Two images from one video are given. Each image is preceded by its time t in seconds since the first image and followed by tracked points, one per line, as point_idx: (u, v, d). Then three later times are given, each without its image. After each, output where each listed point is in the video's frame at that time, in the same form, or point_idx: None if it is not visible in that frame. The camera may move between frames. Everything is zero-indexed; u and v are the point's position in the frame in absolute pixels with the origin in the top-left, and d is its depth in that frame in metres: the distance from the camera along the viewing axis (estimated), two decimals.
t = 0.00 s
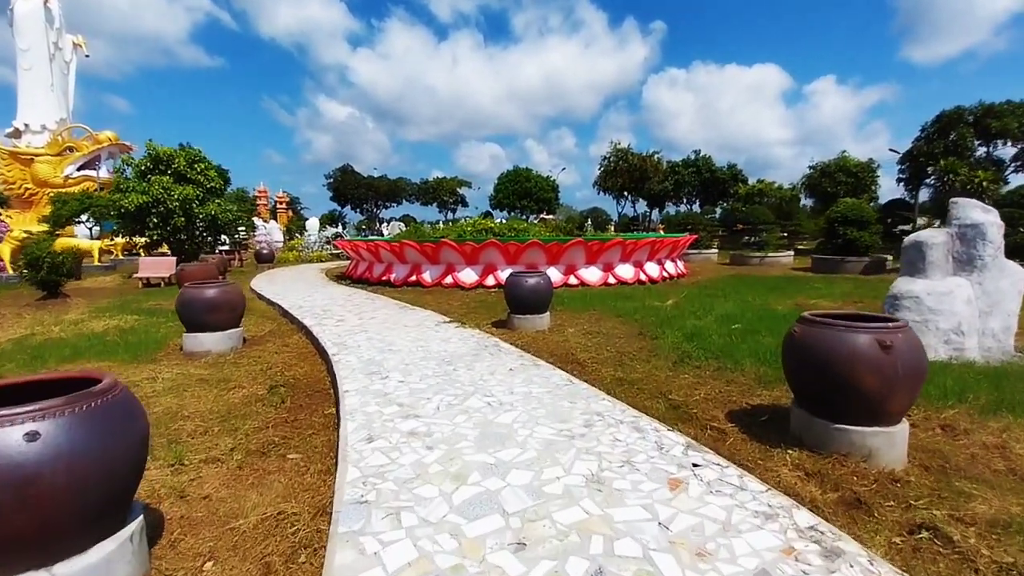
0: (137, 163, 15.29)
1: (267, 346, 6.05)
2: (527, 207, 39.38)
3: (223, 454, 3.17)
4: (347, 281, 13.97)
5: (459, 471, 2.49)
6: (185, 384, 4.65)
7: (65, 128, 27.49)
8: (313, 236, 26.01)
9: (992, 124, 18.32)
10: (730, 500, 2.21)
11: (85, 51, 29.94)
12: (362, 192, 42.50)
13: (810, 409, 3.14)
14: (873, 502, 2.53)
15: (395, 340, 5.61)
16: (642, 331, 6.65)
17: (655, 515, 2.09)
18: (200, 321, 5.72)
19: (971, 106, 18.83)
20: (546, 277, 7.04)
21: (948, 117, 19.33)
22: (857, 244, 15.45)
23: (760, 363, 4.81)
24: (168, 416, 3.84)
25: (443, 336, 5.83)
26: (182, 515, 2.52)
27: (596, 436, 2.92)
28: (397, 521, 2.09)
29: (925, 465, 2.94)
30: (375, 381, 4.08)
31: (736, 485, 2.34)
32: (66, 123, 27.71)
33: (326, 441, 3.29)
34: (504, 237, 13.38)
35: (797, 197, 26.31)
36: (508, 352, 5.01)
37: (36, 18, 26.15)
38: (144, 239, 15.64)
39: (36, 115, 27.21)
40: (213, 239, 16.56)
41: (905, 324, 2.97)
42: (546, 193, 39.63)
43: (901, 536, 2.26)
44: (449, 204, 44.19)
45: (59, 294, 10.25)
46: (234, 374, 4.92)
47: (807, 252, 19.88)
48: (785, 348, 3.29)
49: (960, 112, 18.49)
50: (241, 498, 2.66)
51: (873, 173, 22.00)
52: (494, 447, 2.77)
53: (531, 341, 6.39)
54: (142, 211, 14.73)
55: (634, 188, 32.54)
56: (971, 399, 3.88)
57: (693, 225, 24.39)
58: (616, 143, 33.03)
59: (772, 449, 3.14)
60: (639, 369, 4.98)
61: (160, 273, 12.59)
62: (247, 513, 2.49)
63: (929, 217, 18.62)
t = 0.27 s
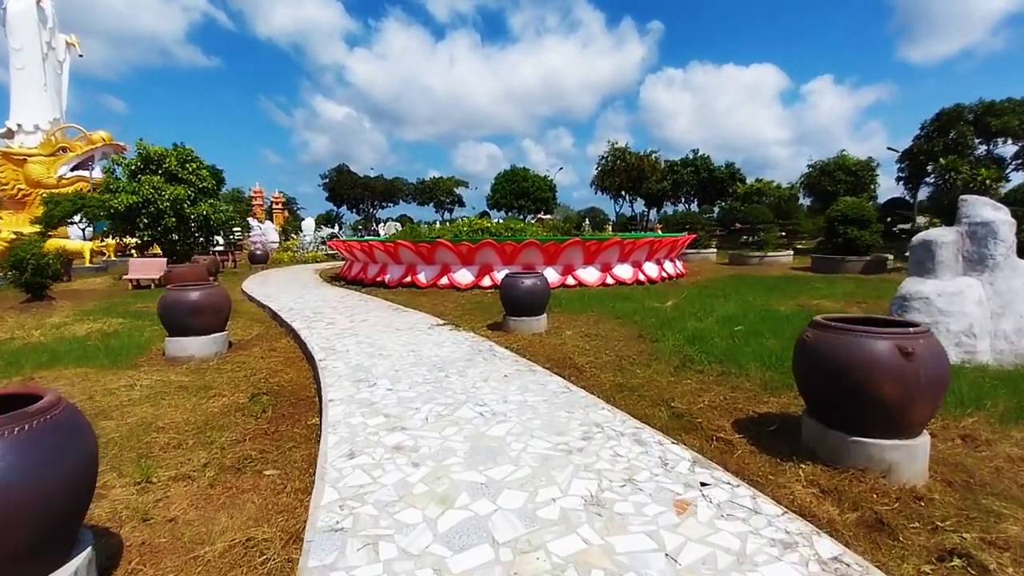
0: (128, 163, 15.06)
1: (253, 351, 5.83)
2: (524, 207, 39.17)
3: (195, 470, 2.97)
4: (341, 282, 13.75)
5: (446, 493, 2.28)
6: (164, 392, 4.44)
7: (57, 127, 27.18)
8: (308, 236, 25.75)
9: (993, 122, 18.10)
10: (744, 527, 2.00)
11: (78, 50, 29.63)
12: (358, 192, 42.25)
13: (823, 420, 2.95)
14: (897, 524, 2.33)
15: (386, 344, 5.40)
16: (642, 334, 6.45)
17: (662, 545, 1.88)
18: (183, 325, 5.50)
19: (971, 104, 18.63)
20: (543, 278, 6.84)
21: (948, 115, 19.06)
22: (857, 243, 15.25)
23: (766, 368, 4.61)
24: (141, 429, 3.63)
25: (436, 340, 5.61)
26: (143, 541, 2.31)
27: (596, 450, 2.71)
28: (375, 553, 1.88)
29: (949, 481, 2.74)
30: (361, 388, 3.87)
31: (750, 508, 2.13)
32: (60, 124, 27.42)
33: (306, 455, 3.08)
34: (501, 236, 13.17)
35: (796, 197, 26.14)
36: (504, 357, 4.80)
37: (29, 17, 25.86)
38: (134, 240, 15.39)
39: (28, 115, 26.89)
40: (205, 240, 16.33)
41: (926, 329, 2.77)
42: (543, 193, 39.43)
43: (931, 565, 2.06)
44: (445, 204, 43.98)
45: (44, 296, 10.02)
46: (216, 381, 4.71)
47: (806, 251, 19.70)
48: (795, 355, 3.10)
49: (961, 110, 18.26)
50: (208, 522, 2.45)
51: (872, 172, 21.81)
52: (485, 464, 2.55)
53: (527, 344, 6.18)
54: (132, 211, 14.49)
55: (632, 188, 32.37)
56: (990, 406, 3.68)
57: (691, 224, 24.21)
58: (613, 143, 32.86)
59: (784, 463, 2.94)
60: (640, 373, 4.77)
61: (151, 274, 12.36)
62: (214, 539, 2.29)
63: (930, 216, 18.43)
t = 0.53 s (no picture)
0: (119, 162, 14.84)
1: (238, 356, 5.62)
2: (522, 206, 38.92)
3: (162, 492, 2.75)
4: (336, 283, 13.51)
5: (431, 523, 2.05)
6: (139, 402, 4.23)
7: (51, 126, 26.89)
8: (304, 236, 25.49)
9: (994, 121, 17.87)
10: (765, 566, 1.78)
11: (72, 49, 29.31)
12: (355, 192, 41.99)
13: (841, 436, 2.73)
14: (930, 556, 2.12)
15: (376, 349, 5.17)
16: (643, 338, 6.23)
17: None
18: (164, 329, 5.28)
19: (973, 103, 18.42)
20: (540, 280, 6.62)
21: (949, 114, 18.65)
22: (859, 243, 15.03)
23: (774, 375, 4.40)
24: (111, 443, 3.41)
25: (429, 345, 5.39)
26: None
27: (597, 471, 2.49)
28: None
29: (980, 505, 2.53)
30: (346, 398, 3.64)
31: (771, 542, 1.91)
32: (54, 123, 27.11)
33: (284, 474, 2.85)
34: (498, 236, 12.94)
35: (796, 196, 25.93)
36: (499, 363, 4.58)
37: (22, 16, 25.56)
38: (126, 240, 15.14)
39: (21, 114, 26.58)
40: (198, 240, 16.10)
41: (955, 339, 2.56)
42: (541, 192, 39.18)
43: None
44: (443, 204, 43.72)
45: (29, 298, 9.78)
46: (196, 389, 4.49)
47: (807, 251, 19.49)
48: (811, 364, 2.88)
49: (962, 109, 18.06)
50: (169, 553, 2.23)
51: (873, 171, 21.62)
52: (476, 487, 2.33)
53: (524, 348, 5.96)
54: (123, 211, 14.25)
55: (630, 188, 32.16)
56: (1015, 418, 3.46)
57: (690, 224, 23.99)
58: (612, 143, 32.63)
59: (800, 483, 2.72)
60: (642, 381, 4.56)
61: (141, 275, 12.11)
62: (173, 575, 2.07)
63: (931, 216, 18.23)
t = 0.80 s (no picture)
0: (111, 162, 14.64)
1: (228, 362, 5.43)
2: (520, 207, 38.73)
3: (136, 516, 2.56)
4: (331, 284, 13.28)
5: (426, 560, 1.85)
6: (120, 412, 4.03)
7: (44, 126, 26.54)
8: (299, 236, 25.24)
9: (996, 121, 17.71)
10: None
11: (67, 48, 28.95)
12: (352, 192, 41.77)
13: (868, 454, 2.56)
14: None
15: (370, 355, 4.96)
16: (646, 343, 6.05)
17: None
18: (149, 334, 5.07)
19: (974, 103, 18.28)
20: (540, 282, 6.42)
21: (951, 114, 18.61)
22: (861, 244, 14.86)
23: (786, 384, 4.22)
24: (86, 459, 3.22)
25: (425, 350, 5.18)
26: None
27: (607, 495, 2.29)
28: None
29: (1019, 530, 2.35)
30: (338, 410, 3.44)
31: None
32: (47, 122, 26.77)
33: (268, 495, 2.65)
34: (496, 237, 12.75)
35: (795, 196, 25.79)
36: (499, 371, 4.38)
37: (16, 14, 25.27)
38: (117, 240, 14.91)
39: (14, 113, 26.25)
40: (191, 240, 15.87)
41: (993, 350, 2.37)
42: (539, 193, 39.00)
43: None
44: (440, 204, 43.55)
45: (16, 299, 9.55)
46: (181, 399, 4.30)
47: (807, 252, 19.33)
48: (834, 375, 2.71)
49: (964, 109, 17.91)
50: None
51: (873, 171, 21.46)
52: (476, 515, 2.13)
53: (524, 354, 5.76)
54: (114, 211, 14.03)
55: (629, 188, 32.03)
56: None
57: (689, 225, 23.82)
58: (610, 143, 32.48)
59: (824, 504, 2.55)
60: (647, 389, 4.37)
61: (132, 276, 11.88)
62: None
63: (932, 216, 18.09)
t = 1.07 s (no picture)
0: (102, 160, 14.40)
1: (217, 367, 5.21)
2: (518, 206, 38.50)
3: (107, 543, 2.33)
4: (326, 285, 13.03)
5: None
6: (100, 423, 3.79)
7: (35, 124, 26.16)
8: (295, 236, 24.93)
9: (998, 120, 17.55)
10: None
11: (59, 45, 28.54)
12: (348, 192, 41.47)
13: (909, 472, 2.36)
14: None
15: (366, 360, 4.73)
16: (653, 346, 5.84)
17: None
18: (134, 339, 4.83)
19: (976, 102, 18.13)
20: (542, 283, 6.21)
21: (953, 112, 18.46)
22: (863, 244, 14.68)
23: (804, 392, 4.03)
24: (59, 476, 2.99)
25: (423, 355, 4.95)
26: None
27: (627, 522, 2.07)
28: None
29: None
30: (331, 421, 3.21)
31: None
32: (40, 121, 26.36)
33: (253, 518, 2.43)
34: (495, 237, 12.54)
35: (795, 196, 25.64)
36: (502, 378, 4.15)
37: (7, 11, 24.89)
38: (108, 240, 14.63)
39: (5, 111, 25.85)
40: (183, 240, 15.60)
41: None
42: (537, 192, 38.78)
43: None
44: (437, 204, 43.30)
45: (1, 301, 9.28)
46: (166, 407, 4.08)
47: (808, 252, 19.16)
48: (870, 385, 2.50)
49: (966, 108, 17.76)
50: None
51: (874, 171, 21.29)
52: (482, 546, 1.91)
53: (526, 358, 5.54)
54: (105, 210, 13.77)
55: (627, 188, 31.84)
56: None
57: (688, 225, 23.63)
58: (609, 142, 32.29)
59: (862, 527, 2.35)
60: (658, 397, 4.16)
61: (123, 277, 11.61)
62: None
63: (934, 216, 17.92)
